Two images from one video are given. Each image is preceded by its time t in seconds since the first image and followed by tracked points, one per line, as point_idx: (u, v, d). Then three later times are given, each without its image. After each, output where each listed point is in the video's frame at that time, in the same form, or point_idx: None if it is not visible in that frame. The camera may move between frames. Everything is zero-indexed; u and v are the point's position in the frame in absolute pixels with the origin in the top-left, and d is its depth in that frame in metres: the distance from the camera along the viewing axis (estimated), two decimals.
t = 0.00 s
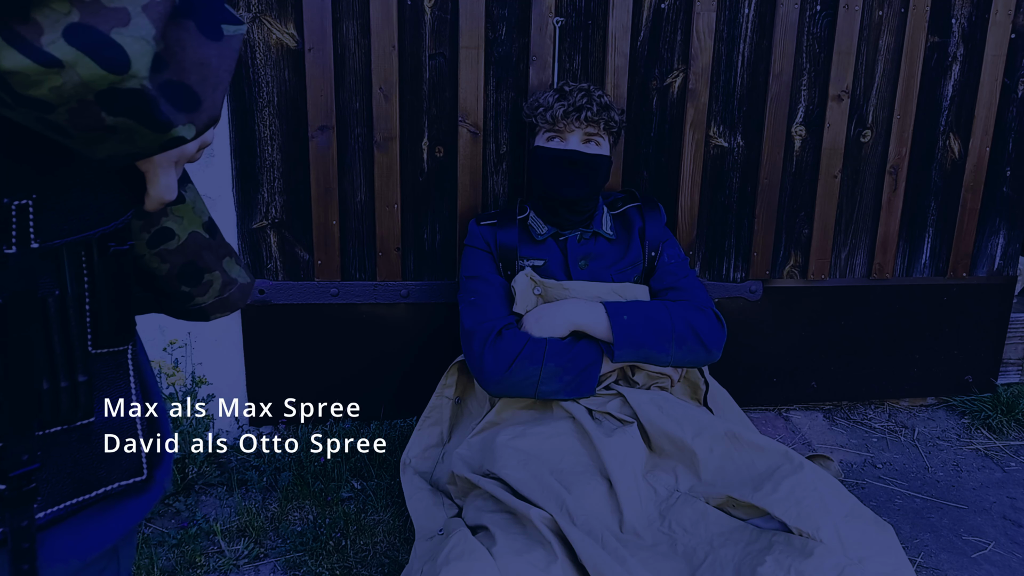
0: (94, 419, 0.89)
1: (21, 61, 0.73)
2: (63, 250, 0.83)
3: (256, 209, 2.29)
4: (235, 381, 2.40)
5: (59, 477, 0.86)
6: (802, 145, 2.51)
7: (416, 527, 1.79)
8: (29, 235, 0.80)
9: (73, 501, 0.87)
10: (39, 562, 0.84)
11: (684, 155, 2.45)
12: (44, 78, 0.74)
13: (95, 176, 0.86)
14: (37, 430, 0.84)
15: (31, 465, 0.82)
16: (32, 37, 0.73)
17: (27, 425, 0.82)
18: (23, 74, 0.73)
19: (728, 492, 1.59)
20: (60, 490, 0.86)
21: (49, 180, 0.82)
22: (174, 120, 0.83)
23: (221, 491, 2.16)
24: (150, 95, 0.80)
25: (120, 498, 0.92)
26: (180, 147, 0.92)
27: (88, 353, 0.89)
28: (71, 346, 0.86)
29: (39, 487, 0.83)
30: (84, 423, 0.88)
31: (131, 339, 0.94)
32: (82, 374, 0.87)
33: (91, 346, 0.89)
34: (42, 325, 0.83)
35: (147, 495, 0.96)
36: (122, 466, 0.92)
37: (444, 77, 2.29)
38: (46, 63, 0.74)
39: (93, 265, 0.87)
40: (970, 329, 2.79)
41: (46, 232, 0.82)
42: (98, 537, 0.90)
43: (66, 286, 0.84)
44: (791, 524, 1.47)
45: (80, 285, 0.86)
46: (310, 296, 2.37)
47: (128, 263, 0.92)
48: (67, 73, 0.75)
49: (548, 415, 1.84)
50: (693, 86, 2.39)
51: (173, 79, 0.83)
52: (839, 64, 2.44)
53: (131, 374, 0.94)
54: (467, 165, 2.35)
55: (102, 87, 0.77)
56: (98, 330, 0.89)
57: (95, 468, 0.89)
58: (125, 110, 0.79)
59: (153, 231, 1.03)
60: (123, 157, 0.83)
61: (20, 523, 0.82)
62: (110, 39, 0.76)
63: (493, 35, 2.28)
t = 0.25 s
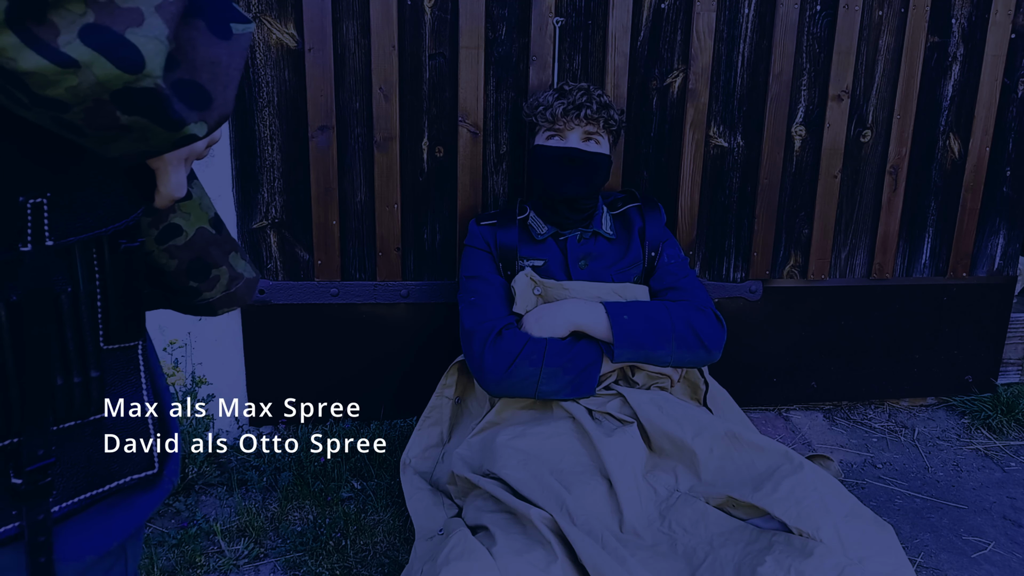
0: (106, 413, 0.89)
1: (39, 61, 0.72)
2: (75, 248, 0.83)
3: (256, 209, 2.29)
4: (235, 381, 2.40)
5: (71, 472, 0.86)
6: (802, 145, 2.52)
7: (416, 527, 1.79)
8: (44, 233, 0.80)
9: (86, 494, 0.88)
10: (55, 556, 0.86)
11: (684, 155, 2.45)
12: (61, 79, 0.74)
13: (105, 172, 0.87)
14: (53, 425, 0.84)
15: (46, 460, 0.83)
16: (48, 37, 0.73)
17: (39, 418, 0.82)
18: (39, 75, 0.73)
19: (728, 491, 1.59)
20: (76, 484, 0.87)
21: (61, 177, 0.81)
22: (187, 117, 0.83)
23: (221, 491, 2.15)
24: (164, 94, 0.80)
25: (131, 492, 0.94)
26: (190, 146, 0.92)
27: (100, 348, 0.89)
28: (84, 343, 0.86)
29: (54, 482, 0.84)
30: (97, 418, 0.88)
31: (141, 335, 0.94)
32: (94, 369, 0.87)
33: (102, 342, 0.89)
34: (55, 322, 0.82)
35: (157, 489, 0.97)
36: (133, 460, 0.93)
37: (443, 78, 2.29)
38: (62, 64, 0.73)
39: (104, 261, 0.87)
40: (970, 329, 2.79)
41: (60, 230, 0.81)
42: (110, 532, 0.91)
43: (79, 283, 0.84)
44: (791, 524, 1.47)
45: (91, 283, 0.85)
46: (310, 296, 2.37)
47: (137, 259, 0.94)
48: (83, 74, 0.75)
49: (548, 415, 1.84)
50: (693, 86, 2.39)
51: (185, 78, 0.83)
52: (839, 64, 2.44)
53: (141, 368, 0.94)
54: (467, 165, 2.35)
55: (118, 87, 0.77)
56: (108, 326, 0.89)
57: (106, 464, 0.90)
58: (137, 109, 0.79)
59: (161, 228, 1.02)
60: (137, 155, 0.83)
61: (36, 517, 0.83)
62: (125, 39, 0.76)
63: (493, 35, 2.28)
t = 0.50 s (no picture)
0: (103, 416, 0.89)
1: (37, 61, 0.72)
2: (71, 249, 0.83)
3: (256, 209, 2.29)
4: (235, 381, 2.40)
5: (67, 474, 0.86)
6: (802, 144, 2.51)
7: (416, 527, 1.79)
8: (40, 235, 0.79)
9: (82, 498, 0.88)
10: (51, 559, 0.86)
11: (684, 155, 2.45)
12: (58, 80, 0.74)
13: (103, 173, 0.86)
14: (48, 427, 0.84)
15: (43, 462, 0.83)
16: (45, 38, 0.73)
17: (38, 419, 0.82)
18: (36, 76, 0.73)
19: (728, 491, 1.59)
20: (70, 488, 0.86)
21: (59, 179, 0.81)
22: (184, 119, 0.84)
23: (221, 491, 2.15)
24: (161, 95, 0.80)
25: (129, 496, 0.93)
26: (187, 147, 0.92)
27: (97, 351, 0.88)
28: (80, 344, 0.86)
29: (49, 485, 0.84)
30: (93, 420, 0.88)
31: (138, 337, 0.94)
32: (91, 372, 0.87)
33: (99, 344, 0.89)
34: (52, 324, 0.82)
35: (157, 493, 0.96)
36: (130, 463, 0.92)
37: (443, 78, 2.29)
38: (60, 65, 0.74)
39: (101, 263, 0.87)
40: (970, 329, 2.79)
41: (57, 232, 0.81)
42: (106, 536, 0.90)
43: (75, 284, 0.84)
44: (791, 524, 1.47)
45: (88, 283, 0.85)
46: (310, 296, 2.37)
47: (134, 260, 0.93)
48: (80, 75, 0.75)
49: (548, 415, 1.84)
50: (693, 86, 2.39)
51: (182, 79, 0.83)
52: (839, 63, 2.44)
53: (139, 370, 0.94)
54: (467, 165, 2.35)
55: (114, 88, 0.77)
56: (106, 328, 0.89)
57: (103, 466, 0.89)
58: (134, 110, 0.79)
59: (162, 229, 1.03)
60: (133, 155, 0.84)
61: (31, 520, 0.83)
62: (122, 40, 0.76)
63: (493, 35, 2.28)
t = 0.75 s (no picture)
0: (99, 417, 0.89)
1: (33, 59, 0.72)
2: (66, 249, 0.83)
3: (256, 210, 2.29)
4: (235, 381, 2.40)
5: (62, 477, 0.86)
6: (802, 144, 2.51)
7: (416, 527, 1.79)
8: (35, 234, 0.79)
9: (78, 501, 0.88)
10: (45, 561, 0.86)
11: (685, 155, 2.45)
12: (52, 77, 0.74)
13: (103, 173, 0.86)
14: (43, 429, 0.84)
15: (38, 464, 0.83)
16: (39, 36, 0.73)
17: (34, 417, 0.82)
18: (31, 73, 0.73)
19: (728, 491, 1.59)
20: (65, 490, 0.86)
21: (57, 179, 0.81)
22: (181, 117, 0.84)
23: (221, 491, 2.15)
24: (158, 93, 0.80)
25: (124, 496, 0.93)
26: (184, 147, 0.92)
27: (93, 352, 0.88)
28: (77, 344, 0.86)
29: (44, 487, 0.84)
30: (89, 422, 0.88)
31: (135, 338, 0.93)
32: (87, 373, 0.86)
33: (95, 346, 0.88)
34: (47, 325, 0.82)
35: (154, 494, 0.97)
36: (127, 466, 0.92)
37: (443, 78, 2.29)
38: (54, 62, 0.74)
39: (97, 263, 0.87)
40: (970, 329, 2.79)
41: (52, 232, 0.81)
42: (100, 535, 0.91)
43: (71, 284, 0.84)
44: (791, 524, 1.47)
45: (84, 284, 0.85)
46: (310, 296, 2.37)
47: (132, 260, 0.93)
48: (75, 71, 0.75)
49: (548, 415, 1.84)
50: (693, 86, 2.39)
51: (179, 77, 0.83)
52: (839, 63, 2.44)
53: (136, 372, 0.94)
54: (467, 165, 2.35)
55: (110, 85, 0.77)
56: (102, 328, 0.88)
57: (100, 466, 0.89)
58: (131, 107, 0.79)
59: (165, 230, 1.04)
60: (132, 154, 0.83)
61: (25, 523, 0.82)
62: (117, 39, 0.76)
63: (493, 35, 2.28)
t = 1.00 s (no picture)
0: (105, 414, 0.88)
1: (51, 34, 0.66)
2: (66, 245, 0.81)
3: (256, 210, 2.29)
4: (235, 381, 2.41)
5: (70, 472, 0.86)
6: (801, 144, 2.51)
7: (416, 527, 1.79)
8: (27, 231, 0.77)
9: (88, 497, 0.88)
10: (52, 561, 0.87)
11: (684, 156, 2.46)
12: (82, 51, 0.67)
13: (105, 165, 0.82)
14: (45, 427, 0.83)
15: (38, 462, 0.83)
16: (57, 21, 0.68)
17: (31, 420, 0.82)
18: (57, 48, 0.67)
19: (728, 491, 1.59)
20: (74, 485, 0.87)
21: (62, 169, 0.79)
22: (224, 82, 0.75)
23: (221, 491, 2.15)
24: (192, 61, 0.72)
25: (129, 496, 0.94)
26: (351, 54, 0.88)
27: (99, 350, 0.87)
28: (80, 342, 0.84)
29: (49, 484, 0.84)
30: (95, 419, 0.87)
31: (143, 332, 0.91)
32: (91, 370, 0.85)
33: (100, 342, 0.87)
34: (48, 323, 0.81)
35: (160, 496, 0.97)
36: (138, 461, 0.92)
37: (443, 78, 2.29)
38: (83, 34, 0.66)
39: (100, 259, 0.84)
40: (970, 329, 2.79)
41: (45, 228, 0.78)
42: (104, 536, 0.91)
43: (72, 281, 0.82)
44: (791, 524, 1.47)
45: (85, 280, 0.83)
46: (310, 296, 2.37)
47: (133, 256, 0.88)
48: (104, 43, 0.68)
49: (548, 415, 1.84)
50: (693, 86, 2.40)
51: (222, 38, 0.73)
52: (839, 64, 2.44)
53: (143, 367, 0.92)
54: (466, 165, 2.35)
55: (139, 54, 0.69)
56: (107, 325, 0.87)
57: (109, 464, 0.89)
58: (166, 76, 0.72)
59: (179, 220, 0.94)
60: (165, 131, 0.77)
61: (31, 521, 0.83)
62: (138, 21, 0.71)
63: (493, 35, 2.28)
